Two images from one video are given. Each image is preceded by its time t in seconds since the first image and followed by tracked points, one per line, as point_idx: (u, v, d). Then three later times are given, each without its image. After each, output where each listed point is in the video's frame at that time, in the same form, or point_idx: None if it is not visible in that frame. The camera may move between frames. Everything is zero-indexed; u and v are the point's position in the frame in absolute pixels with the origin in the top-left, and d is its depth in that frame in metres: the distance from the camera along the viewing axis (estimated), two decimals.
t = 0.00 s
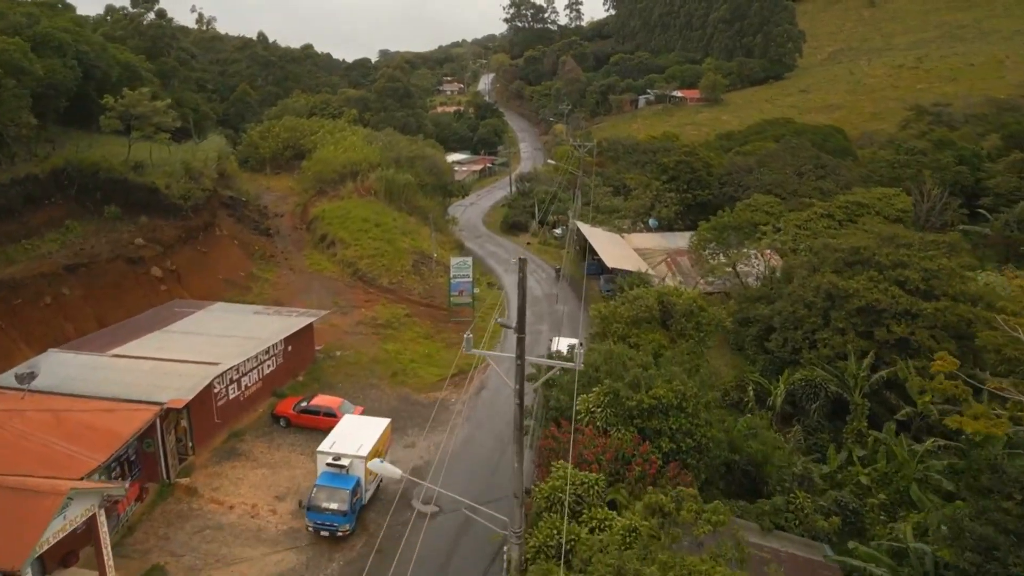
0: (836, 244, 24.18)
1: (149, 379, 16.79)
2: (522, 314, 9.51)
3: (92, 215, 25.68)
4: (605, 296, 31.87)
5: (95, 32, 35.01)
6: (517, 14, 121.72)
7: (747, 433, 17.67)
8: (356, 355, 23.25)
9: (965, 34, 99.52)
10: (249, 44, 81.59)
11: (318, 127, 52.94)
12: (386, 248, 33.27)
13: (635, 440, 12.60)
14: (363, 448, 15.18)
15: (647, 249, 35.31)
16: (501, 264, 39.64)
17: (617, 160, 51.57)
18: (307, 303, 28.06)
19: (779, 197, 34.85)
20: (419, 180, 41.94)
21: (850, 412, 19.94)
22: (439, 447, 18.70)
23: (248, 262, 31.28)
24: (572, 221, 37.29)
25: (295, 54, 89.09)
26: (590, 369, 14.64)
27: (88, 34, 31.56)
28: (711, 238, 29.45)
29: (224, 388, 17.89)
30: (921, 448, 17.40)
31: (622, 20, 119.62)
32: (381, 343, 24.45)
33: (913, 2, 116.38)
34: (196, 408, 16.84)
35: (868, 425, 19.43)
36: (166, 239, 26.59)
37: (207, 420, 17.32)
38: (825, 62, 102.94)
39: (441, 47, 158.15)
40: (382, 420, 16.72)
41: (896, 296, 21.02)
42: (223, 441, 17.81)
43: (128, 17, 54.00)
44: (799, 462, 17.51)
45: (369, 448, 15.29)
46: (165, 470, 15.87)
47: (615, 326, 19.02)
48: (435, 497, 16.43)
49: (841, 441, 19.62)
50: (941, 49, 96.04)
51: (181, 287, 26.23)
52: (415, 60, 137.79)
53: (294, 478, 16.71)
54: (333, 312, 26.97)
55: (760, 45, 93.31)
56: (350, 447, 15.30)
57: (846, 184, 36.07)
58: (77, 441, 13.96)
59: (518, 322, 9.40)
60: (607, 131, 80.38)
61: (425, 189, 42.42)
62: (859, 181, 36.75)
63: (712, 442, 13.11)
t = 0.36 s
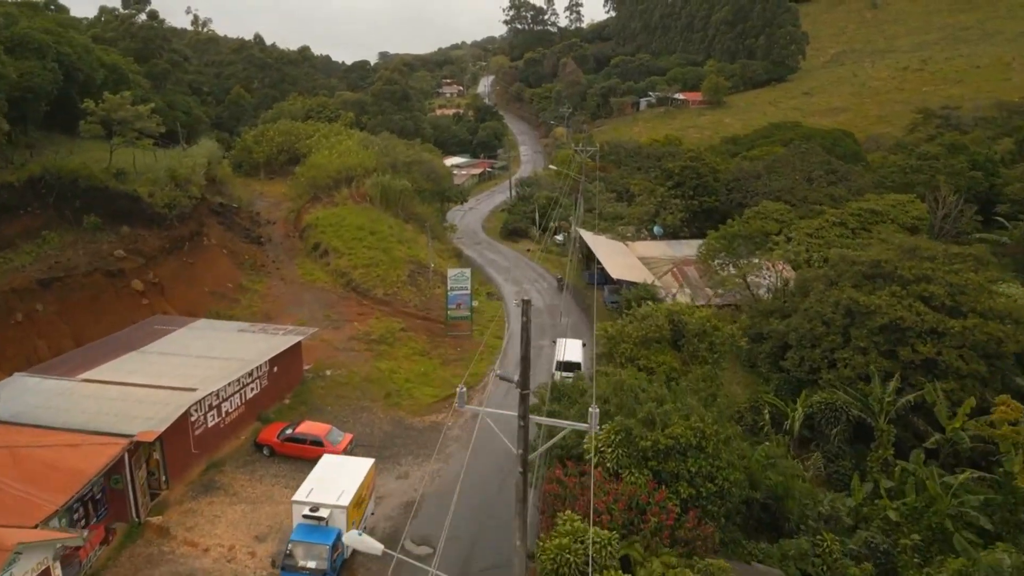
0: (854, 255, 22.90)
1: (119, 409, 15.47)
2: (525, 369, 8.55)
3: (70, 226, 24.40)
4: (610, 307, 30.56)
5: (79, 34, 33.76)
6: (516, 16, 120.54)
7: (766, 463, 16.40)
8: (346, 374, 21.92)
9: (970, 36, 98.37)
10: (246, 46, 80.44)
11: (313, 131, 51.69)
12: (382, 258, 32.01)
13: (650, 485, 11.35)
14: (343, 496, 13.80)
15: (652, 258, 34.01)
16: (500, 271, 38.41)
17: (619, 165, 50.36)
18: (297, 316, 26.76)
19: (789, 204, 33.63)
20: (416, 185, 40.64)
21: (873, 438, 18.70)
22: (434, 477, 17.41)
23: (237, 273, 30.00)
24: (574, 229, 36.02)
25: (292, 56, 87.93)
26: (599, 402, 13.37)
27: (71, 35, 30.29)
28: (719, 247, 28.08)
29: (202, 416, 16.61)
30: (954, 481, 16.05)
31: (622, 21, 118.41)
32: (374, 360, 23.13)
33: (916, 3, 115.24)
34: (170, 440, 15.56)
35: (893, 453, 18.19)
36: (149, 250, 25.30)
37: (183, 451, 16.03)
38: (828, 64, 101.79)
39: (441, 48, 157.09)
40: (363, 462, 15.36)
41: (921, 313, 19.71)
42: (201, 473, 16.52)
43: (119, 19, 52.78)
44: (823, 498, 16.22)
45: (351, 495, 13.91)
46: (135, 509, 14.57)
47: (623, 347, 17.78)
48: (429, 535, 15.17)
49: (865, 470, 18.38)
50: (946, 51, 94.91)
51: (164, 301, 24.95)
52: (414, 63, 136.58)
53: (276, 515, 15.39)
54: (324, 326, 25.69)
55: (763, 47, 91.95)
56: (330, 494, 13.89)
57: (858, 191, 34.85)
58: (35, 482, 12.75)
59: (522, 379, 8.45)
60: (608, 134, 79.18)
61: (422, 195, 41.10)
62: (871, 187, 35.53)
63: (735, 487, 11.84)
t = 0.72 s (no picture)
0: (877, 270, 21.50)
1: (78, 447, 14.03)
2: (529, 450, 7.27)
3: (44, 237, 23.01)
4: (614, 321, 29.21)
5: (61, 35, 32.39)
6: (516, 18, 119.39)
7: (790, 502, 15.06)
8: (335, 399, 20.45)
9: (975, 38, 97.23)
10: (241, 48, 79.16)
11: (307, 136, 50.32)
12: (376, 269, 30.60)
13: (672, 549, 10.05)
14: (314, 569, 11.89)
15: (657, 269, 32.60)
16: (499, 281, 37.08)
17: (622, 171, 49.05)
18: (285, 333, 25.35)
19: (800, 212, 32.28)
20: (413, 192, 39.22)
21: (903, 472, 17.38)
22: (428, 515, 16.01)
23: (224, 285, 28.64)
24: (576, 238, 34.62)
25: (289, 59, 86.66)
26: (611, 445, 12.00)
27: (49, 37, 28.94)
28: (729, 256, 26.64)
29: (174, 452, 15.16)
30: (998, 525, 14.61)
31: (623, 24, 117.06)
32: (365, 383, 21.66)
33: (920, 5, 114.00)
34: (137, 480, 14.14)
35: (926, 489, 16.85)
36: (126, 263, 23.93)
37: (152, 491, 14.61)
38: (832, 67, 100.50)
39: (440, 51, 155.95)
40: (341, 517, 13.46)
41: (953, 333, 18.22)
42: (172, 514, 15.10)
43: (108, 20, 51.45)
44: (853, 542, 14.83)
45: (324, 566, 12.03)
46: (93, 560, 13.10)
47: (633, 374, 16.47)
48: None
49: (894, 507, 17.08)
50: (951, 53, 93.74)
51: (143, 317, 23.55)
52: (413, 65, 135.24)
53: (252, 564, 13.91)
54: (313, 344, 24.27)
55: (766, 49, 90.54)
56: (301, 564, 12.04)
57: (872, 198, 33.50)
58: None
59: (525, 467, 7.20)
60: (609, 138, 77.86)
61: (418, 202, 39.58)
62: (886, 195, 34.18)
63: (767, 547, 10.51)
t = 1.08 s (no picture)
0: (899, 284, 20.29)
1: (38, 484, 12.86)
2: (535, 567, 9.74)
3: (20, 248, 21.81)
4: (618, 334, 28.07)
5: (43, 36, 31.22)
6: (515, 20, 118.45)
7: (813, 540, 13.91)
8: (324, 421, 19.27)
9: (979, 40, 96.25)
10: (237, 50, 78.08)
11: (303, 140, 49.23)
12: (371, 278, 29.42)
13: None
14: None
15: (662, 278, 31.46)
16: (500, 290, 35.87)
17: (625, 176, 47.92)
18: (274, 348, 24.17)
19: (811, 219, 31.13)
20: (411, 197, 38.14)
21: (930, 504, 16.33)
22: (422, 552, 14.84)
23: (212, 296, 27.49)
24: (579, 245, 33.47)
25: (286, 60, 85.54)
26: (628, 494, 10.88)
27: (30, 38, 27.82)
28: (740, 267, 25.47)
29: (144, 486, 13.99)
30: None
31: (624, 25, 115.98)
32: (356, 403, 20.47)
33: (924, 6, 112.87)
34: (102, 520, 12.95)
35: (958, 523, 15.74)
36: (107, 275, 22.78)
37: (120, 531, 13.42)
38: (835, 69, 99.40)
39: (439, 54, 154.90)
40: None
41: (984, 354, 17.01)
42: (142, 554, 13.91)
43: (99, 22, 50.37)
44: None
45: None
46: None
47: (642, 401, 15.33)
48: None
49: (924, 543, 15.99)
50: (955, 56, 92.74)
51: (123, 333, 22.40)
52: (413, 68, 134.21)
53: None
54: (303, 360, 23.06)
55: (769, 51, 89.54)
56: None
57: (885, 205, 32.35)
58: None
59: None
60: (611, 141, 76.76)
61: (416, 208, 38.47)
62: (899, 201, 33.03)
63: None
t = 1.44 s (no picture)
0: (925, 300, 19.00)
1: None
2: None
3: None
4: (623, 349, 26.80)
5: (23, 38, 29.95)
6: (515, 23, 117.27)
7: None
8: (310, 450, 17.94)
9: (984, 42, 95.07)
10: (233, 52, 76.86)
11: (298, 144, 48.00)
12: (364, 291, 28.10)
13: None
14: None
15: (669, 290, 30.17)
16: (499, 301, 34.49)
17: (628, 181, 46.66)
18: (261, 366, 22.87)
19: (824, 229, 29.84)
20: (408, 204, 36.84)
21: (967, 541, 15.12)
22: None
23: (198, 310, 26.23)
24: (582, 255, 32.15)
25: (283, 63, 84.31)
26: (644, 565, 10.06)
27: (7, 40, 26.55)
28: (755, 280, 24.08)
29: (107, 532, 12.68)
30: None
31: (625, 27, 114.82)
32: (345, 428, 19.14)
33: (928, 8, 111.60)
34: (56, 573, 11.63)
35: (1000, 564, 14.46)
36: (83, 290, 21.52)
37: None
38: (839, 72, 98.18)
39: (439, 56, 153.78)
40: None
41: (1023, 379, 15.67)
42: None
43: (89, 23, 49.19)
44: None
45: None
46: None
47: (655, 434, 14.12)
48: None
49: None
50: (960, 58, 91.50)
51: (100, 352, 21.13)
52: (412, 71, 133.11)
53: None
54: (291, 381, 21.75)
55: (771, 53, 88.21)
56: None
57: (900, 213, 31.07)
58: None
59: None
60: (612, 144, 75.56)
61: (413, 215, 37.21)
62: (915, 208, 31.73)
63: None
